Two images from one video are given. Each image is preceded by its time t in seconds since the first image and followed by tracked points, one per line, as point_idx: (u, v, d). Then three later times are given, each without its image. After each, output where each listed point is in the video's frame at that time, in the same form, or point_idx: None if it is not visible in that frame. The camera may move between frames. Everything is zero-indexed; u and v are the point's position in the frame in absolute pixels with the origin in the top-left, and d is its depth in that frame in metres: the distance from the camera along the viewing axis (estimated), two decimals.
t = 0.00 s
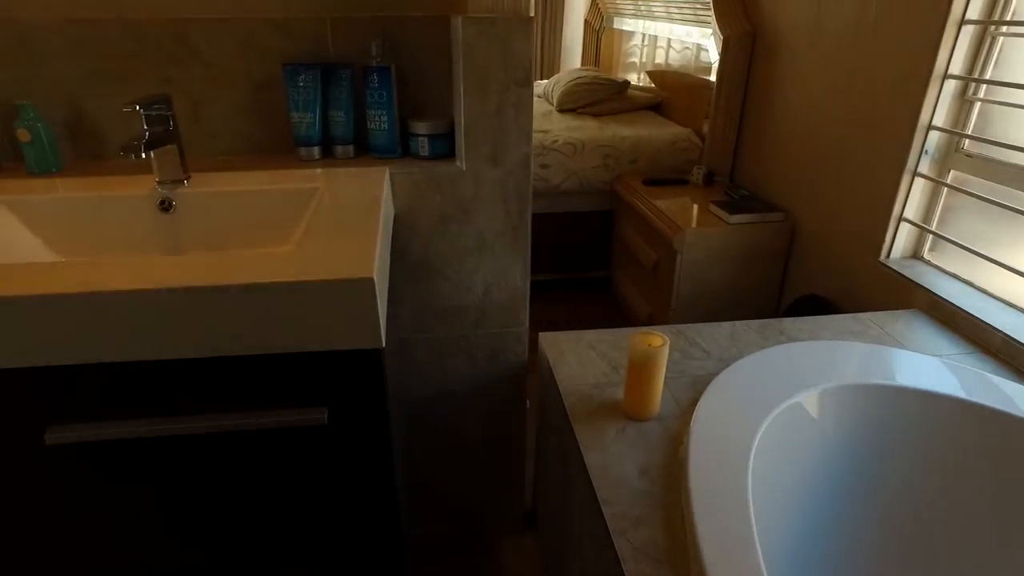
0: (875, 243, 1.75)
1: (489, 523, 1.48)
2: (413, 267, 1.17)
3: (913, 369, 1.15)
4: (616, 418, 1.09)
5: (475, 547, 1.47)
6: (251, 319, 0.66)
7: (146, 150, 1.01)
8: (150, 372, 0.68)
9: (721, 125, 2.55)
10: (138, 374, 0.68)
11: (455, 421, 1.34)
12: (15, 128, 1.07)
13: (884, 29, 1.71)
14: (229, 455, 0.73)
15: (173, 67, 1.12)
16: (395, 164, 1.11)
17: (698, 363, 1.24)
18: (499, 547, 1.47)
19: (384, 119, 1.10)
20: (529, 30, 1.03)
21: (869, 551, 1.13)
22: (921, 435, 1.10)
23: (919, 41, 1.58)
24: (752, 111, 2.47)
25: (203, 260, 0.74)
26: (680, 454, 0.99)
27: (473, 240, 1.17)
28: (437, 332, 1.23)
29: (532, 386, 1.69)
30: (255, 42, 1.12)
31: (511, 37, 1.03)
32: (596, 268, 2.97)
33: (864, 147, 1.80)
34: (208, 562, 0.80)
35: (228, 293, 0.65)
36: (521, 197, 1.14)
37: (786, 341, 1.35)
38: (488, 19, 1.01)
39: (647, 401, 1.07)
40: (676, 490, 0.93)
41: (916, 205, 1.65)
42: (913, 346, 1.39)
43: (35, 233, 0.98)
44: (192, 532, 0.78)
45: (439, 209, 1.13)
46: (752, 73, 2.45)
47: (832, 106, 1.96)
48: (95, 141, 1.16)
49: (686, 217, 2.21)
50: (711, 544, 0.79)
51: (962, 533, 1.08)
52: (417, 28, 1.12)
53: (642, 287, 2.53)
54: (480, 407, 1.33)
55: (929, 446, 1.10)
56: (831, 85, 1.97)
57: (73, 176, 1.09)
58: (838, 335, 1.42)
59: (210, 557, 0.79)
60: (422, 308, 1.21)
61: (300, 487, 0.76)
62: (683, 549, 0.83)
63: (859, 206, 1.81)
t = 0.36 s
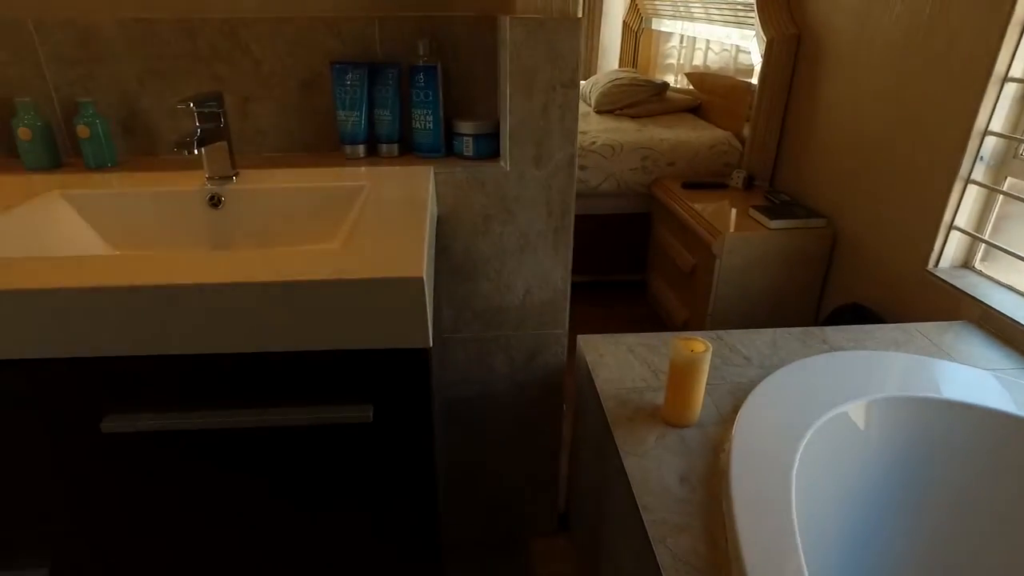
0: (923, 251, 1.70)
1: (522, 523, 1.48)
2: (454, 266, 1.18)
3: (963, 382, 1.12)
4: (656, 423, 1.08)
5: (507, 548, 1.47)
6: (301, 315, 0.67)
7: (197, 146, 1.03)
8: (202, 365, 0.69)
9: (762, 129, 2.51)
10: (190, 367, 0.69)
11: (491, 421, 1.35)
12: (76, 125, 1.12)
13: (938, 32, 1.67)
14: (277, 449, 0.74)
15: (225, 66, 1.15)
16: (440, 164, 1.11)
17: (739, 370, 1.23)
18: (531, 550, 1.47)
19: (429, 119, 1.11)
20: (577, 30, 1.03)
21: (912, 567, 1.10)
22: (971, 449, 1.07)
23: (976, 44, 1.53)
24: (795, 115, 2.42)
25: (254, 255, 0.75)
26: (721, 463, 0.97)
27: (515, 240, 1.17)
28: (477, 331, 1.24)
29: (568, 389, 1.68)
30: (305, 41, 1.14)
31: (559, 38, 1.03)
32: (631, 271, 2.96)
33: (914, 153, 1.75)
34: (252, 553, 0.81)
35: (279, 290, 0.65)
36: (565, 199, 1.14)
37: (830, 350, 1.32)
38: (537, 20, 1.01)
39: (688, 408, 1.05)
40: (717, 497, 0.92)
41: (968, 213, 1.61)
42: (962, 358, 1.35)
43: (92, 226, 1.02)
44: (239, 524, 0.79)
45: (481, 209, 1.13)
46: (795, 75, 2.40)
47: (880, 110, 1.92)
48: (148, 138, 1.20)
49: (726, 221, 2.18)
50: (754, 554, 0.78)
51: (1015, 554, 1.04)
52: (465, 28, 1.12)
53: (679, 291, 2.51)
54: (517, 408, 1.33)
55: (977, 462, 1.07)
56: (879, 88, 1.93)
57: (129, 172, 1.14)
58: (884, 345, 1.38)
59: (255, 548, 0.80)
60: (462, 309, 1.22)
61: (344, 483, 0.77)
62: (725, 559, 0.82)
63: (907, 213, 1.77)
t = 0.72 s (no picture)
0: (976, 260, 1.66)
1: (556, 525, 1.48)
2: (496, 266, 1.19)
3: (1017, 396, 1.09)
4: (697, 429, 1.06)
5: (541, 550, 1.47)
6: (354, 312, 0.67)
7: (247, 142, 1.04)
8: (254, 359, 0.70)
9: (806, 133, 2.46)
10: (241, 359, 0.70)
11: (528, 421, 1.35)
12: (133, 120, 1.18)
13: (996, 35, 1.63)
14: (324, 443, 0.74)
15: (276, 63, 1.18)
16: (486, 163, 1.13)
17: (783, 378, 1.21)
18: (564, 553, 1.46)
19: (476, 118, 1.12)
20: (628, 31, 1.03)
21: None
22: None
23: None
24: (840, 118, 2.37)
25: (305, 251, 0.76)
26: (765, 471, 0.96)
27: (559, 241, 1.17)
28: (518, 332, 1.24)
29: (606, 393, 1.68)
30: (354, 40, 1.15)
31: (610, 39, 1.03)
32: (667, 275, 2.93)
33: (967, 159, 1.71)
34: (298, 544, 0.82)
35: (330, 285, 0.66)
36: (611, 200, 1.15)
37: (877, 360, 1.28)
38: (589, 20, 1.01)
39: (731, 415, 1.04)
40: (762, 506, 0.90)
41: None
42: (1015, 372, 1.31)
43: (144, 218, 1.04)
44: (285, 516, 0.80)
45: (526, 210, 1.14)
46: (844, 76, 2.34)
47: (931, 115, 1.88)
48: (199, 134, 1.25)
49: (768, 226, 2.14)
50: (801, 565, 0.76)
51: None
52: (515, 28, 1.13)
53: (717, 297, 2.47)
54: (555, 410, 1.34)
55: None
56: (931, 92, 1.89)
57: (181, 166, 1.19)
58: (933, 357, 1.34)
59: (300, 539, 0.82)
60: (504, 308, 1.23)
61: (388, 480, 0.77)
62: (770, 569, 0.81)
63: (959, 221, 1.72)
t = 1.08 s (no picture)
0: None
1: (588, 528, 1.48)
2: (536, 265, 1.20)
3: None
4: (737, 436, 1.05)
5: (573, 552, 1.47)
6: (401, 308, 0.68)
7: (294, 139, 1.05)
8: (301, 354, 0.71)
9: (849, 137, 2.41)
10: (288, 353, 0.71)
11: (562, 422, 1.35)
12: (183, 116, 1.20)
13: None
14: (367, 439, 0.75)
15: (322, 61, 1.19)
16: (530, 163, 1.14)
17: (825, 386, 1.18)
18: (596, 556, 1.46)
19: (520, 118, 1.13)
20: (676, 32, 1.02)
21: None
22: None
23: None
24: (885, 123, 2.32)
25: (350, 247, 0.77)
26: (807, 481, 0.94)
27: (600, 242, 1.18)
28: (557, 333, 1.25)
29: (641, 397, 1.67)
30: (400, 38, 1.16)
31: (657, 40, 1.02)
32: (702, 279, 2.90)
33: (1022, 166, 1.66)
34: (338, 539, 0.83)
35: (379, 281, 0.67)
36: (654, 202, 1.15)
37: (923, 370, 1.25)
38: (636, 20, 1.01)
39: (771, 424, 1.02)
40: (804, 517, 0.88)
41: None
42: None
43: (192, 212, 1.06)
44: (327, 510, 0.81)
45: (568, 210, 1.15)
46: (891, 80, 2.28)
47: (984, 121, 1.83)
48: (246, 130, 1.27)
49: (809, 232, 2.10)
50: None
51: None
52: (560, 28, 1.13)
53: (754, 302, 2.44)
54: (591, 412, 1.34)
55: None
56: (984, 98, 1.84)
57: (228, 161, 1.21)
58: (982, 369, 1.30)
59: (340, 534, 0.82)
60: (543, 309, 1.23)
61: (428, 478, 0.77)
62: None
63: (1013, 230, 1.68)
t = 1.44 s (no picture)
0: None
1: (619, 532, 1.47)
2: (576, 267, 1.20)
3: None
4: (776, 444, 1.03)
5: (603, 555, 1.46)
6: (444, 308, 0.68)
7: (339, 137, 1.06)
8: (345, 351, 0.71)
9: (892, 142, 2.36)
10: (332, 350, 0.72)
11: (595, 424, 1.35)
12: (230, 113, 1.23)
13: None
14: (408, 437, 0.75)
15: (366, 61, 1.20)
16: (572, 164, 1.15)
17: (867, 397, 1.16)
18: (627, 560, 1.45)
19: (563, 119, 1.13)
20: (723, 34, 1.01)
21: None
22: None
23: None
24: (930, 127, 2.27)
25: (393, 245, 0.77)
26: (849, 492, 0.93)
27: (641, 246, 1.19)
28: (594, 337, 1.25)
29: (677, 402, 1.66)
30: (444, 38, 1.17)
31: (704, 42, 1.01)
32: (737, 283, 2.87)
33: None
34: (376, 536, 0.83)
35: (423, 280, 0.67)
36: (696, 207, 1.15)
37: (970, 383, 1.21)
38: (683, 21, 1.00)
39: (812, 434, 1.00)
40: (845, 529, 0.87)
41: None
42: None
43: (236, 207, 1.08)
44: (366, 507, 0.81)
45: (610, 213, 1.16)
46: (938, 84, 2.22)
47: None
48: (290, 127, 1.29)
49: (850, 238, 2.06)
50: None
51: None
52: (604, 29, 1.13)
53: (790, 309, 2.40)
54: (626, 415, 1.34)
55: None
56: None
57: (272, 158, 1.23)
58: None
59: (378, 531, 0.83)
60: (581, 310, 1.25)
61: (468, 479, 0.78)
62: None
63: None
